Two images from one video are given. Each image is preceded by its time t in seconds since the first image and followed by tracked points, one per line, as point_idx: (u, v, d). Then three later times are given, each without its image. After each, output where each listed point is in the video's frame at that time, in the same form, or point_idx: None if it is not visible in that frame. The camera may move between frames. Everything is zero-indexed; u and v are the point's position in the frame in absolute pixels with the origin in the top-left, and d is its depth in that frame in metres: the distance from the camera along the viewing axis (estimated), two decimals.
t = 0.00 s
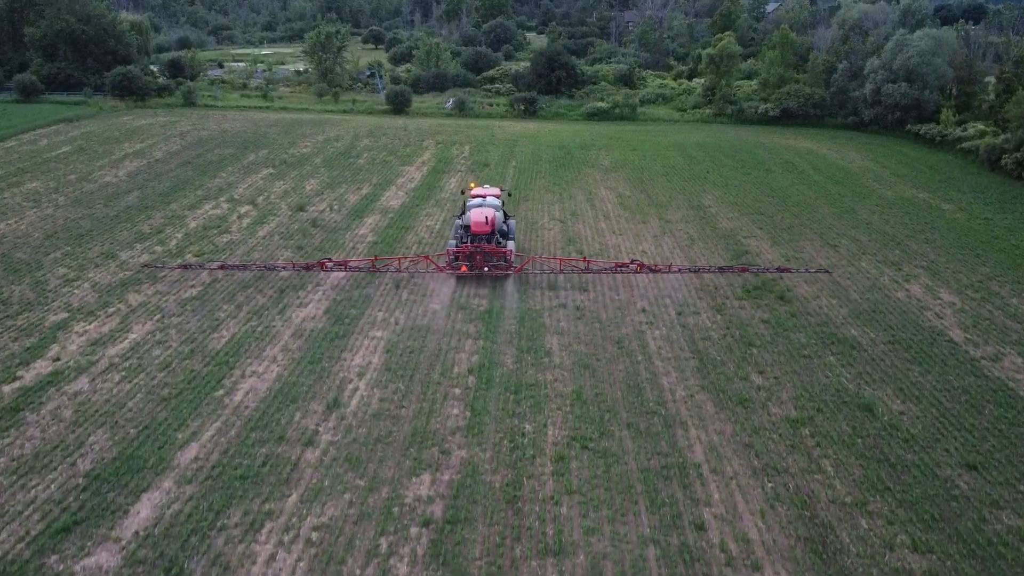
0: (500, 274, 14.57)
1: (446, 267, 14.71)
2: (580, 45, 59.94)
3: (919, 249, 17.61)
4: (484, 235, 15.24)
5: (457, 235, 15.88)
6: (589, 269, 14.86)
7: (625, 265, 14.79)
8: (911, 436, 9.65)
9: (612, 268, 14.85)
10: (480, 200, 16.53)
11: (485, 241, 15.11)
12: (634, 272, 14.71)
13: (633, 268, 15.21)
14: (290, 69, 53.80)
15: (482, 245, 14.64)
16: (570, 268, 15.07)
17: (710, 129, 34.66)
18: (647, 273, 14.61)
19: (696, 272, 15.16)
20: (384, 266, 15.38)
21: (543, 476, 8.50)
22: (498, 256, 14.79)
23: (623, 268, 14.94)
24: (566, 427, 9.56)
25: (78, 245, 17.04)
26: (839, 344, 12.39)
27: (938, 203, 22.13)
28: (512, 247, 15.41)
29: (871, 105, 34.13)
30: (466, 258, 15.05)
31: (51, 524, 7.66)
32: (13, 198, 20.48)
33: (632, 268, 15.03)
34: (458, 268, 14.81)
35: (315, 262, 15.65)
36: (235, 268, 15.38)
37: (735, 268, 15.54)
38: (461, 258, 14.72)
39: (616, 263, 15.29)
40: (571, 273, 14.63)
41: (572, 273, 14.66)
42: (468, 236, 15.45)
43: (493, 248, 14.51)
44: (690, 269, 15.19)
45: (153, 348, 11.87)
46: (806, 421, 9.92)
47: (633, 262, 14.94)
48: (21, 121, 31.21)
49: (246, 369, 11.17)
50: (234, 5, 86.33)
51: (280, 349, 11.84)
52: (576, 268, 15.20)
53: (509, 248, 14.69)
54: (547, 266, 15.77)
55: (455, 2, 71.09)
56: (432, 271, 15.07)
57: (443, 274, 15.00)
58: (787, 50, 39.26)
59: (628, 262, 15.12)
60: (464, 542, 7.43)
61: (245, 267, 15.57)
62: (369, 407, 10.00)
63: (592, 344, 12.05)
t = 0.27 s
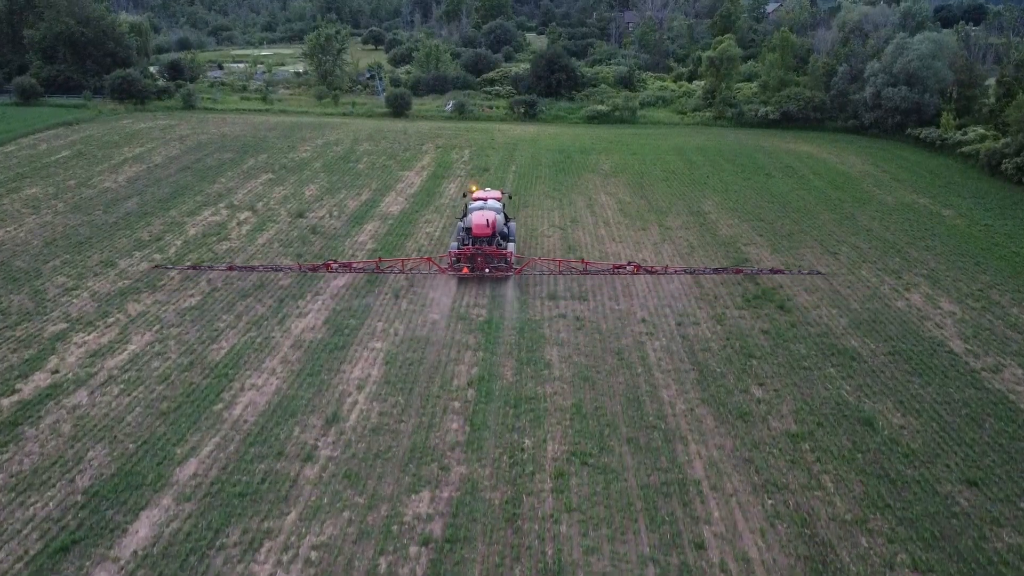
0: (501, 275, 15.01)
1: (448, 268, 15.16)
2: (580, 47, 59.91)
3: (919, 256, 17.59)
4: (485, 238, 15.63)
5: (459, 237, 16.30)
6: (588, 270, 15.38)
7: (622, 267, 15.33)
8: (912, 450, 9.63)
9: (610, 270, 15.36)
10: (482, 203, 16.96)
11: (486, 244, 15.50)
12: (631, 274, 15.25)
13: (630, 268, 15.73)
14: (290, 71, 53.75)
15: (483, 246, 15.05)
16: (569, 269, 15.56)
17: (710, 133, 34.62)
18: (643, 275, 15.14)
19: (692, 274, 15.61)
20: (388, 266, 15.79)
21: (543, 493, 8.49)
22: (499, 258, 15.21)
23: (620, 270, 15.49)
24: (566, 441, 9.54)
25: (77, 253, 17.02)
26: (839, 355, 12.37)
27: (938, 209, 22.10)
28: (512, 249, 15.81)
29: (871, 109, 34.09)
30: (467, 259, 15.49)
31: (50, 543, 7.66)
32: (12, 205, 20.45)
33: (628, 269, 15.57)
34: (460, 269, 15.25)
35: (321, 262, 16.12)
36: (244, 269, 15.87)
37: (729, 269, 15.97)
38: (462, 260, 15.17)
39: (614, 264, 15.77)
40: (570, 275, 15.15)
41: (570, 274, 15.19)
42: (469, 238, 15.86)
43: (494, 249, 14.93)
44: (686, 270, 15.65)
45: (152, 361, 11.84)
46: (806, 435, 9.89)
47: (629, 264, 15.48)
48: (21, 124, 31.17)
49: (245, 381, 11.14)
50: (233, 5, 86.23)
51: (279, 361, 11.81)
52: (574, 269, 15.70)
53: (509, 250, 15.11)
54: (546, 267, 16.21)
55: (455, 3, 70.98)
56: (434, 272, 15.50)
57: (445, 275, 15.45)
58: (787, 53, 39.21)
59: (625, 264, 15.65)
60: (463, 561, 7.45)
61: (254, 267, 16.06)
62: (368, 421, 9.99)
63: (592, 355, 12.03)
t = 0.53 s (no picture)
0: (502, 276, 15.52)
1: (451, 270, 15.66)
2: (580, 48, 59.84)
3: (919, 264, 17.57)
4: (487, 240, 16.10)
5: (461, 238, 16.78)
6: (587, 271, 15.95)
7: (620, 269, 15.85)
8: (912, 466, 9.61)
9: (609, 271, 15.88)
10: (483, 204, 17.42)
11: (487, 246, 15.97)
12: (629, 276, 15.75)
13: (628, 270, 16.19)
14: (290, 73, 53.75)
15: (484, 248, 15.55)
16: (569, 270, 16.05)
17: (711, 136, 34.57)
18: (641, 277, 15.61)
19: (688, 275, 15.99)
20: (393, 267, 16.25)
21: (543, 510, 8.48)
22: (500, 259, 15.69)
23: (618, 271, 15.99)
24: (566, 456, 9.53)
25: (77, 260, 17.00)
26: (839, 366, 12.35)
27: (939, 214, 22.08)
28: (513, 251, 16.31)
29: (872, 112, 34.06)
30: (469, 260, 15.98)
31: (50, 562, 7.67)
32: (11, 211, 20.44)
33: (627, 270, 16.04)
34: (462, 270, 15.76)
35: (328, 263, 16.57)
36: (252, 270, 16.35)
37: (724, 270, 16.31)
38: (464, 261, 15.68)
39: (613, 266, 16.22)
40: (568, 275, 15.74)
41: (570, 275, 15.76)
42: (471, 240, 16.35)
43: (495, 252, 15.42)
44: (683, 272, 16.07)
45: (152, 372, 11.83)
46: (805, 450, 9.88)
47: (627, 266, 15.93)
48: (21, 128, 31.14)
49: (245, 393, 11.14)
50: (233, 5, 86.13)
51: (279, 373, 11.80)
52: (572, 271, 16.17)
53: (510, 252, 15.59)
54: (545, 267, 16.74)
55: (455, 3, 70.89)
56: (437, 272, 16.01)
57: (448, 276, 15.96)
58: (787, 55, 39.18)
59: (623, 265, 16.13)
60: None
61: (262, 268, 16.51)
62: (368, 435, 9.97)
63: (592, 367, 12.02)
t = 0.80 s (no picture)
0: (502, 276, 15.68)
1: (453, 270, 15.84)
2: (580, 49, 59.80)
3: (919, 271, 17.57)
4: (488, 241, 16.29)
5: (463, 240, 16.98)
6: (585, 272, 16.31)
7: (617, 270, 16.20)
8: (912, 480, 9.60)
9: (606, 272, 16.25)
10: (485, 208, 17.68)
11: (488, 248, 16.16)
12: (626, 277, 16.12)
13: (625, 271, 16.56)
14: (289, 74, 53.73)
15: (485, 249, 15.74)
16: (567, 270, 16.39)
17: (711, 139, 34.55)
18: (637, 278, 15.96)
19: (684, 277, 16.32)
20: (396, 268, 16.62)
21: (542, 527, 8.48)
22: (501, 260, 15.86)
23: (616, 272, 16.34)
24: (566, 470, 9.53)
25: (77, 268, 17.00)
26: (839, 376, 12.35)
27: (938, 220, 22.07)
28: (514, 252, 16.50)
29: (872, 115, 34.03)
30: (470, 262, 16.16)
31: None
32: (11, 217, 20.43)
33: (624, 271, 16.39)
34: (463, 271, 15.92)
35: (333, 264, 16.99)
36: (260, 270, 16.81)
37: (719, 272, 16.67)
38: (466, 262, 15.87)
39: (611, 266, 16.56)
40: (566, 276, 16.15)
41: (568, 275, 16.16)
42: (473, 242, 16.54)
43: (496, 252, 15.59)
44: (679, 273, 16.38)
45: (152, 384, 11.83)
46: (805, 464, 9.87)
47: (624, 267, 16.27)
48: (20, 132, 31.11)
49: (245, 406, 11.13)
50: (233, 5, 86.03)
51: (279, 385, 11.78)
52: (572, 272, 16.47)
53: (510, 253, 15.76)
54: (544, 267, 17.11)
55: (454, 4, 70.80)
56: (439, 272, 16.33)
57: (449, 276, 16.23)
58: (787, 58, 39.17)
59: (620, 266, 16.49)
60: None
61: (269, 269, 16.94)
62: (368, 448, 9.97)
63: (592, 378, 12.00)
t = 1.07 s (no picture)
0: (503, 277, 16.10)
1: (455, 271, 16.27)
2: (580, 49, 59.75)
3: (919, 278, 17.57)
4: (489, 243, 16.73)
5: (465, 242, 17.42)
6: (585, 274, 16.71)
7: (615, 272, 16.58)
8: (913, 495, 9.60)
9: (604, 274, 16.64)
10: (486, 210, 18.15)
11: (489, 249, 16.61)
12: (624, 278, 16.50)
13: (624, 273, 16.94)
14: (289, 76, 53.71)
15: (486, 250, 16.20)
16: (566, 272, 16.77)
17: (711, 143, 34.52)
18: (634, 280, 16.34)
19: (680, 278, 16.70)
20: (400, 269, 17.06)
21: (542, 544, 8.49)
22: (502, 261, 16.30)
23: (614, 273, 16.72)
24: (565, 485, 9.53)
25: (76, 276, 17.00)
26: (839, 388, 12.35)
27: (939, 226, 22.06)
28: (514, 253, 16.94)
29: (872, 118, 34.02)
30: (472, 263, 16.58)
31: None
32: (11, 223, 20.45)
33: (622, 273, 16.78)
34: (465, 272, 16.34)
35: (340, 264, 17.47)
36: (269, 270, 17.35)
37: (714, 274, 17.06)
38: (468, 263, 16.28)
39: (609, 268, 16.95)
40: (565, 277, 16.61)
41: (567, 277, 16.59)
42: (474, 243, 16.99)
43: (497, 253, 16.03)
44: (675, 274, 16.76)
45: (152, 395, 11.83)
46: (805, 478, 9.87)
47: (622, 268, 16.66)
48: (20, 135, 31.11)
49: (244, 418, 11.13)
50: (233, 5, 85.98)
51: (279, 396, 11.78)
52: (571, 272, 16.92)
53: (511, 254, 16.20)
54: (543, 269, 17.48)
55: (454, 5, 70.72)
56: (441, 274, 16.73)
57: (451, 277, 16.66)
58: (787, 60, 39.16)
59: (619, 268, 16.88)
60: None
61: (278, 268, 17.46)
62: (368, 462, 9.98)
63: (592, 390, 12.01)
